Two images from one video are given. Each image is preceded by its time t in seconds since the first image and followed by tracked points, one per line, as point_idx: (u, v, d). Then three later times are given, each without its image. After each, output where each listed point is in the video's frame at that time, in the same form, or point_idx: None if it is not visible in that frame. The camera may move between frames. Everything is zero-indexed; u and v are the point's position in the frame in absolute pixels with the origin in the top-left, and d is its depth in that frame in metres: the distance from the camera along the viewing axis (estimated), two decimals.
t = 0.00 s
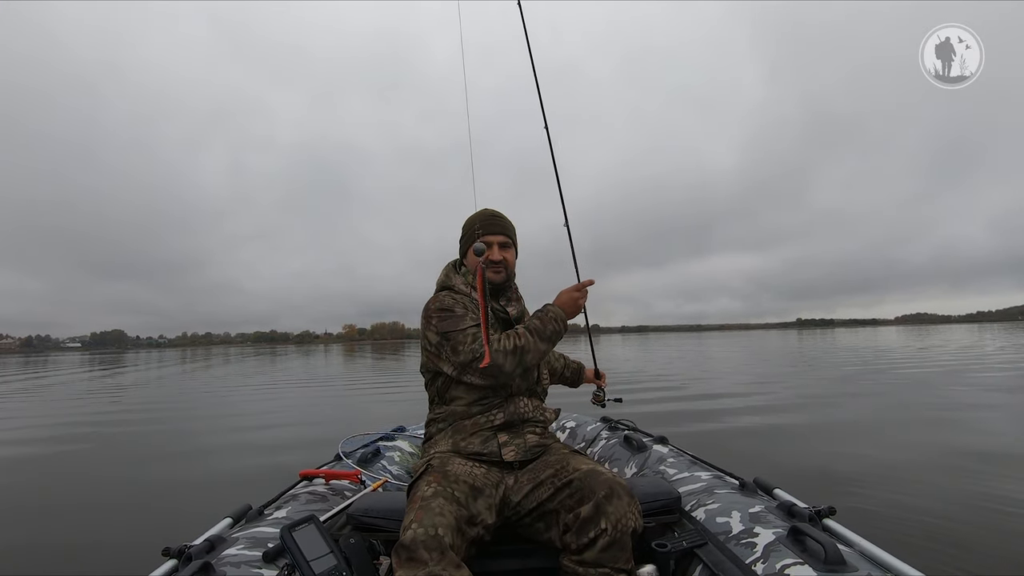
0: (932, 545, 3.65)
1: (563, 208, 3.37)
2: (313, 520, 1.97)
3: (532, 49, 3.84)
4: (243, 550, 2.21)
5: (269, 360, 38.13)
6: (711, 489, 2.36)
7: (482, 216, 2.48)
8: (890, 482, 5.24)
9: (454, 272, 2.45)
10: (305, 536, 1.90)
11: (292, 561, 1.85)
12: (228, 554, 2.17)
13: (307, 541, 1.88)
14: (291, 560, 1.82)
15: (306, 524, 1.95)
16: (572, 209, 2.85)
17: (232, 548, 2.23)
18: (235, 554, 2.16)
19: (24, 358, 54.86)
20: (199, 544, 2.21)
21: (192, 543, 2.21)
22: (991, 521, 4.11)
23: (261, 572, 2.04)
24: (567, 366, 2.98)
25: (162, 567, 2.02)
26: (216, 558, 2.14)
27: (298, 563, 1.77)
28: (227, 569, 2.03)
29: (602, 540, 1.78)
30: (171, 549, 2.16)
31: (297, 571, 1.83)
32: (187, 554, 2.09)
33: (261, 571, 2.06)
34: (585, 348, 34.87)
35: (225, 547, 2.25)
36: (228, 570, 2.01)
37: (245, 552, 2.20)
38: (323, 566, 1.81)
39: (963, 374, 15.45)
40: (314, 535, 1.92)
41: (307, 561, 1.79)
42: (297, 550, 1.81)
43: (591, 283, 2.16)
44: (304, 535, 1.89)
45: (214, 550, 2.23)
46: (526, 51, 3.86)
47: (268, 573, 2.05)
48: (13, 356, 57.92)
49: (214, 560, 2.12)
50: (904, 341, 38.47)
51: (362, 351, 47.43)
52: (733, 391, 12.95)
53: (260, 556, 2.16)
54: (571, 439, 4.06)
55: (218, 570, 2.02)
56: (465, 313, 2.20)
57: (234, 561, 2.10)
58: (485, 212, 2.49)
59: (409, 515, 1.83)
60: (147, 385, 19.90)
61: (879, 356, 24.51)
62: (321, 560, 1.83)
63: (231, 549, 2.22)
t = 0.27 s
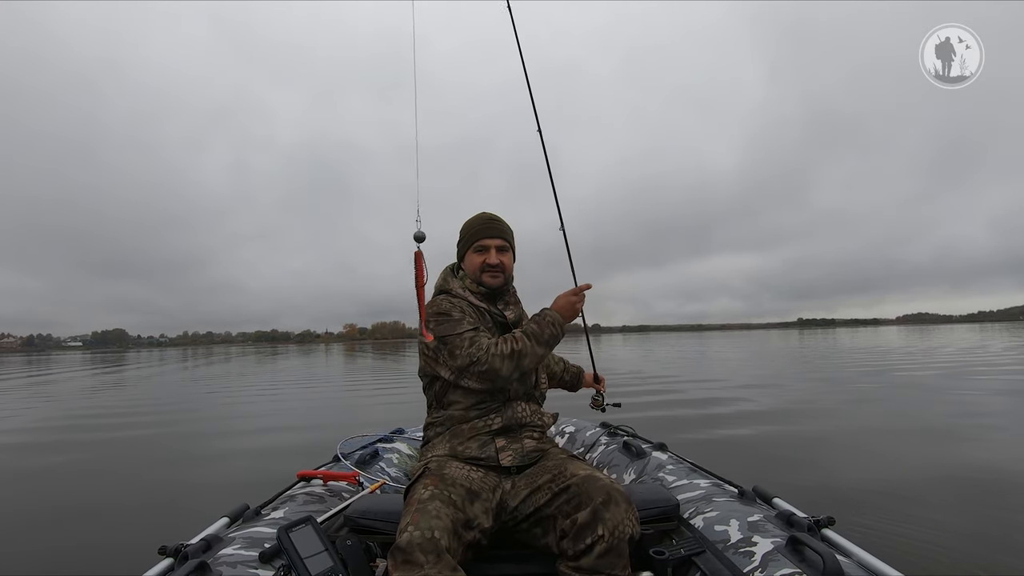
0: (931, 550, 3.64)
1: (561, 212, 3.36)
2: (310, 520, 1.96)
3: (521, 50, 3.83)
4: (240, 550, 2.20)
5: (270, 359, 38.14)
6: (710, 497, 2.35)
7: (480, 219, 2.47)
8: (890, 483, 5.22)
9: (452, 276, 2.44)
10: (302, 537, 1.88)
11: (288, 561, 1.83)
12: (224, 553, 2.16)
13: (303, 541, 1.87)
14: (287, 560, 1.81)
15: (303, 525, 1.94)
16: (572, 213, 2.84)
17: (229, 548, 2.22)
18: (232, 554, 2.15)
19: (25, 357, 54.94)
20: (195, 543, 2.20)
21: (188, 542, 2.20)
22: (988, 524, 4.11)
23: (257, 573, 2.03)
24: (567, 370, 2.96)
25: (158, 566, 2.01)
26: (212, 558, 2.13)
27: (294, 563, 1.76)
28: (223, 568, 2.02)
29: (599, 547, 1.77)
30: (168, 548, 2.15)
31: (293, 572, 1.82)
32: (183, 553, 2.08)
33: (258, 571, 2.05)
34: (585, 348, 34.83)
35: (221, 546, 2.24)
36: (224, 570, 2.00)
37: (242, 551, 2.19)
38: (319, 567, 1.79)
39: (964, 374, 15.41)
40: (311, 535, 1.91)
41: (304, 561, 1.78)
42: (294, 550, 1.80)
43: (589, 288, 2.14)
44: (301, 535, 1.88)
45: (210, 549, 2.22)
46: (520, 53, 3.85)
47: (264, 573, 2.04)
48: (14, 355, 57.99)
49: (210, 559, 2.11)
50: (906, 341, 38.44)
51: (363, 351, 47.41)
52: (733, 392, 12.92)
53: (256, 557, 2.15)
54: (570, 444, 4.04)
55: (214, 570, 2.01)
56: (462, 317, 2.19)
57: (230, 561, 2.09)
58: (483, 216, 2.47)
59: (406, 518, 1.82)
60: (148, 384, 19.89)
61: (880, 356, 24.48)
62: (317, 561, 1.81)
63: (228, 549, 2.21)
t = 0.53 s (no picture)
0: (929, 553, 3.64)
1: (560, 212, 3.36)
2: (309, 517, 1.96)
3: (514, 51, 3.83)
4: (239, 546, 2.20)
5: (270, 359, 38.20)
6: (709, 498, 2.34)
7: (479, 219, 2.46)
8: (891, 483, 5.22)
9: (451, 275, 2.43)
10: (301, 533, 1.88)
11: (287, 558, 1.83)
12: (223, 550, 2.16)
13: (302, 538, 1.86)
14: (285, 557, 1.80)
15: (302, 522, 1.94)
16: (571, 213, 2.84)
17: (228, 544, 2.22)
18: (231, 550, 2.15)
19: (26, 358, 55.00)
20: (194, 539, 2.20)
21: (188, 538, 2.20)
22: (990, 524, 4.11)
23: (256, 569, 2.03)
24: (567, 370, 2.95)
25: (157, 562, 2.01)
26: (211, 554, 2.13)
27: (293, 559, 1.76)
28: (222, 565, 2.02)
29: (598, 547, 1.76)
30: (167, 545, 2.15)
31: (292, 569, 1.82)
32: (182, 549, 2.08)
33: (256, 568, 2.05)
34: (586, 347, 34.84)
35: (221, 543, 2.24)
36: (223, 567, 2.00)
37: (241, 548, 2.19)
38: (318, 565, 1.79)
39: (965, 373, 15.42)
40: (310, 532, 1.90)
41: (302, 558, 1.77)
42: (293, 547, 1.80)
43: (587, 289, 2.13)
44: (300, 532, 1.88)
45: (209, 545, 2.22)
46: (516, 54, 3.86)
47: (263, 570, 2.04)
48: (15, 355, 58.09)
49: (209, 556, 2.11)
50: (906, 339, 38.44)
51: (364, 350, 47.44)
52: (734, 390, 12.92)
53: (255, 553, 2.15)
54: (570, 443, 4.04)
55: (212, 567, 2.01)
56: (460, 317, 2.18)
57: (229, 557, 2.09)
58: (482, 216, 2.47)
59: (405, 516, 1.82)
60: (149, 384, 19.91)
61: (880, 355, 24.44)
62: (316, 559, 1.81)
63: (227, 545, 2.21)
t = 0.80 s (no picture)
0: (928, 545, 3.64)
1: (559, 208, 3.37)
2: (311, 516, 1.96)
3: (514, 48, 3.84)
4: (242, 545, 2.21)
5: (272, 359, 38.28)
6: (710, 491, 2.35)
7: (480, 215, 2.47)
8: (892, 479, 5.23)
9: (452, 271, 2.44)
10: (304, 532, 1.89)
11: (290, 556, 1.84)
12: (227, 548, 2.17)
13: (305, 536, 1.87)
14: (289, 555, 1.81)
15: (305, 520, 1.95)
16: (572, 209, 2.85)
17: (231, 543, 2.23)
18: (234, 549, 2.16)
19: (28, 359, 55.16)
20: (198, 538, 2.21)
21: (191, 537, 2.21)
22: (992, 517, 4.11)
23: (259, 567, 2.04)
24: (568, 366, 2.96)
25: (161, 561, 2.02)
26: (215, 553, 2.14)
27: (296, 558, 1.77)
28: (225, 564, 2.03)
29: (600, 542, 1.77)
30: (170, 544, 2.16)
31: (296, 566, 1.82)
32: (186, 548, 2.09)
33: (260, 566, 2.06)
34: (587, 346, 34.88)
35: (224, 541, 2.25)
36: (226, 565, 2.01)
37: (244, 546, 2.20)
38: (322, 562, 1.80)
39: (966, 370, 15.44)
40: (313, 530, 1.91)
41: (306, 556, 1.78)
42: (296, 545, 1.80)
43: (587, 284, 2.14)
44: (303, 530, 1.89)
45: (212, 544, 2.23)
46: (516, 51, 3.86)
47: (266, 568, 2.05)
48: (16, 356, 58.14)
49: (212, 555, 2.11)
50: (908, 337, 38.45)
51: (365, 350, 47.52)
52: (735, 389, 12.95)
53: (258, 552, 2.16)
54: (570, 439, 4.05)
55: (216, 565, 2.02)
56: (461, 313, 2.19)
57: (233, 556, 2.10)
58: (483, 212, 2.48)
59: (407, 513, 1.83)
60: (151, 385, 19.96)
61: (882, 353, 24.45)
62: (320, 557, 1.82)
63: (230, 544, 2.22)
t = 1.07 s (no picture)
0: (930, 544, 3.63)
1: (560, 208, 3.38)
2: (313, 518, 1.97)
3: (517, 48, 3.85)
4: (244, 547, 2.21)
5: (273, 360, 38.30)
6: (711, 488, 2.35)
7: (482, 214, 2.47)
8: (893, 479, 5.22)
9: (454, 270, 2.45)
10: (306, 534, 1.89)
11: (293, 558, 1.84)
12: (229, 551, 2.17)
13: (307, 538, 1.88)
14: (291, 557, 1.82)
15: (307, 522, 1.95)
16: (574, 208, 2.86)
17: (233, 546, 2.23)
18: (236, 552, 2.17)
19: (30, 359, 55.26)
20: (199, 542, 2.21)
21: (193, 540, 2.21)
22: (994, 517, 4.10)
23: (262, 570, 2.05)
24: (569, 365, 2.96)
25: (163, 564, 2.02)
26: (217, 556, 2.14)
27: (298, 560, 1.77)
28: (228, 566, 2.04)
29: (601, 540, 1.77)
30: (172, 547, 2.16)
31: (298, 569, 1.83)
32: (188, 552, 2.10)
33: (262, 568, 2.06)
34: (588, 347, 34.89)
35: (226, 544, 2.26)
36: (229, 568, 2.02)
37: (245, 549, 2.20)
38: (324, 564, 1.80)
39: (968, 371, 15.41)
40: (315, 532, 1.91)
41: (308, 558, 1.79)
42: (298, 547, 1.81)
43: (589, 283, 2.15)
44: (305, 532, 1.89)
45: (214, 547, 2.23)
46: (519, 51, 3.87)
47: (268, 570, 2.06)
48: (18, 357, 58.22)
49: (215, 558, 2.12)
50: (909, 338, 38.40)
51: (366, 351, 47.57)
52: (736, 390, 12.94)
53: (261, 554, 2.17)
54: (571, 438, 4.05)
55: (218, 568, 2.02)
56: (463, 312, 2.20)
57: (235, 558, 2.10)
58: (484, 211, 2.48)
59: (409, 513, 1.83)
60: (152, 385, 20.00)
61: (883, 354, 24.42)
62: (322, 559, 1.82)
63: (232, 547, 2.22)
